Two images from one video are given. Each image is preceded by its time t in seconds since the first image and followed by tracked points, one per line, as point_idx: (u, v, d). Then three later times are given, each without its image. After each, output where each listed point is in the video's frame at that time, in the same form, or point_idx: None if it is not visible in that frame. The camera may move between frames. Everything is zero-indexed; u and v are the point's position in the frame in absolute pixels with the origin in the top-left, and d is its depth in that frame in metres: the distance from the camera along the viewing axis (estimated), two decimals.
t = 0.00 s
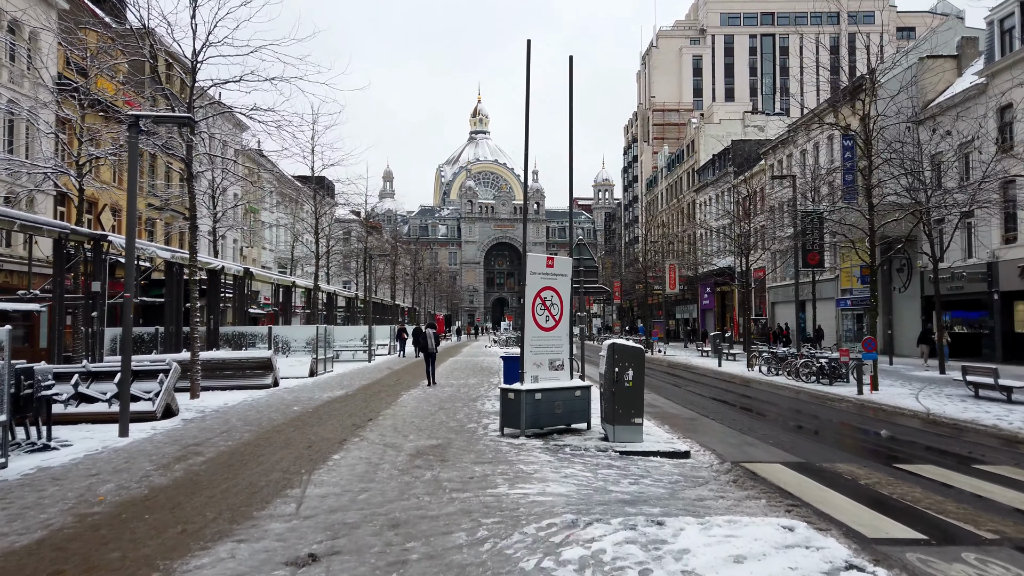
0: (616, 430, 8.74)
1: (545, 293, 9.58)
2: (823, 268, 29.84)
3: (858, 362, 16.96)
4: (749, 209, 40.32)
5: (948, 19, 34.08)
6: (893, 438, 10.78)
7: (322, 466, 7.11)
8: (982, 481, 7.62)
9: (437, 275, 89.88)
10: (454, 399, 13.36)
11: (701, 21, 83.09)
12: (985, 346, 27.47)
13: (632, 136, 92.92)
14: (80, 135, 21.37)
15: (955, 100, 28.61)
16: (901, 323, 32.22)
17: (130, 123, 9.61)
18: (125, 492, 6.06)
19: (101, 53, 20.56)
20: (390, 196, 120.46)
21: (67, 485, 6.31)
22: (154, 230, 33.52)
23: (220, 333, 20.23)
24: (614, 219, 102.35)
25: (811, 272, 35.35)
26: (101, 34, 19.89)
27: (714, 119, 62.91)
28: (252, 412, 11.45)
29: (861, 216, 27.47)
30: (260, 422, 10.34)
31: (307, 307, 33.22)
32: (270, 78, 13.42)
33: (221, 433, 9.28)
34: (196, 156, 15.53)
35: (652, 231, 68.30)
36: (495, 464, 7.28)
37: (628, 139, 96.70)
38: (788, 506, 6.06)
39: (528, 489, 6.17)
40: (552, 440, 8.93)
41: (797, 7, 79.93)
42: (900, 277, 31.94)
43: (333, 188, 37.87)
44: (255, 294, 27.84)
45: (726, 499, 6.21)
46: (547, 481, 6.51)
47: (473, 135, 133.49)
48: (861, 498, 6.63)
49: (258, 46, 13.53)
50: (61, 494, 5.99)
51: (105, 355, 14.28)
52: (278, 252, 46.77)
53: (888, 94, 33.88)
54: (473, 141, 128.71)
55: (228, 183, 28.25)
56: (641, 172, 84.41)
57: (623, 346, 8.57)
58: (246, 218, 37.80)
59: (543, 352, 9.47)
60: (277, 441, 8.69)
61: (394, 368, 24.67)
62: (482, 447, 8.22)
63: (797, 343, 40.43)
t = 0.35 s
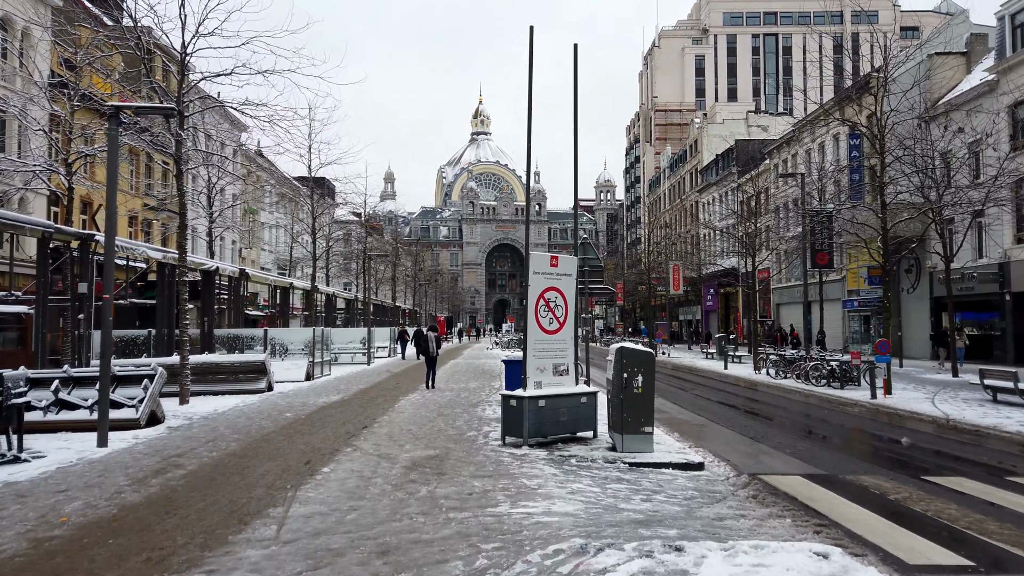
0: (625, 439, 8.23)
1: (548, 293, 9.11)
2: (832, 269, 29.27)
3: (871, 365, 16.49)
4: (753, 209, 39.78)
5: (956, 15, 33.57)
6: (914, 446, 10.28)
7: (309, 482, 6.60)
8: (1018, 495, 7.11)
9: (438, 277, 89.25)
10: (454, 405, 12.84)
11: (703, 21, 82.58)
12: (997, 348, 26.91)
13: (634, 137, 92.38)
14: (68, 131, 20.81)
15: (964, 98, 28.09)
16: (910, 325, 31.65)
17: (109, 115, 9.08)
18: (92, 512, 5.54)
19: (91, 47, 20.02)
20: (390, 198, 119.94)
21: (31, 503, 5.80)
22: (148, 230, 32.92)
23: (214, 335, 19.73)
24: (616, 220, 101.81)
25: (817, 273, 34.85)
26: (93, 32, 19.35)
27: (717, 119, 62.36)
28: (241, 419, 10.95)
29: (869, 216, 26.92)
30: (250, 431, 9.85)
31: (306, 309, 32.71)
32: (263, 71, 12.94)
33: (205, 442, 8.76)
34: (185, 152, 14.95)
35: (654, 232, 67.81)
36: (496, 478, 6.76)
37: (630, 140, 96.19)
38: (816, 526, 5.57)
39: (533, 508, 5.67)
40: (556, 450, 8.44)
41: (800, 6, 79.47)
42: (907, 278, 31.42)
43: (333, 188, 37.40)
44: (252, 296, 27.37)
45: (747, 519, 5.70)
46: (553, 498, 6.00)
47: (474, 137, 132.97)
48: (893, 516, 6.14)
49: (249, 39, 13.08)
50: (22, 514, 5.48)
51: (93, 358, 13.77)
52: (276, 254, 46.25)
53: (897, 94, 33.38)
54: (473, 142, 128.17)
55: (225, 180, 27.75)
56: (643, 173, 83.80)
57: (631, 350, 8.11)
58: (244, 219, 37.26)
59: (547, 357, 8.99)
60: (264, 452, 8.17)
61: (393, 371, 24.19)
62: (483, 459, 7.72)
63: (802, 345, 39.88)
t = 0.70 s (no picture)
0: (641, 443, 7.71)
1: (559, 289, 8.57)
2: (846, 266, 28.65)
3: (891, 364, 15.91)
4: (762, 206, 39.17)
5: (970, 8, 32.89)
6: (946, 451, 9.71)
7: (302, 493, 6.08)
8: None
9: (443, 276, 88.78)
10: (459, 406, 12.31)
11: (709, 18, 81.88)
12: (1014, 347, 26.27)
13: (640, 135, 91.75)
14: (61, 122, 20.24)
15: (979, 92, 27.43)
16: (922, 324, 31.09)
17: (93, 99, 8.71)
18: (61, 527, 5.04)
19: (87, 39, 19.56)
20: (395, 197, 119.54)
21: None
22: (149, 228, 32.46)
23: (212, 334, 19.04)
24: (622, 219, 101.18)
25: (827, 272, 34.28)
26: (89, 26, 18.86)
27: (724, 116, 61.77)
28: (237, 421, 10.46)
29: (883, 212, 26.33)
30: (244, 434, 9.35)
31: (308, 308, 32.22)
32: (259, 60, 12.45)
33: (195, 447, 8.26)
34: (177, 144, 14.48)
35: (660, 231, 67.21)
36: (505, 488, 6.26)
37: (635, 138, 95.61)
38: (858, 544, 5.03)
39: (546, 523, 5.15)
40: (568, 456, 7.92)
41: (808, 3, 78.74)
42: (921, 276, 30.79)
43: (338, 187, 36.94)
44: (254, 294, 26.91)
45: (782, 535, 5.18)
46: (568, 512, 5.47)
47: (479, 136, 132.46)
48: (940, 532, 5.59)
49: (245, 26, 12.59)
50: None
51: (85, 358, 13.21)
52: (279, 253, 45.81)
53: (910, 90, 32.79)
54: (478, 141, 127.66)
55: (227, 175, 27.28)
56: (649, 171, 83.16)
57: (648, 349, 7.59)
58: (247, 217, 36.78)
59: (558, 358, 8.51)
60: (257, 459, 7.66)
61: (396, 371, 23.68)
62: (490, 466, 7.20)
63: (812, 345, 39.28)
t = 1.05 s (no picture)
0: (650, 452, 7.23)
1: (562, 288, 8.12)
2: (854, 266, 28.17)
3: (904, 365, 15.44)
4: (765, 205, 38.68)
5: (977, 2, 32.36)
6: (970, 457, 9.22)
7: (283, 509, 5.58)
8: None
9: (442, 276, 88.32)
10: (457, 410, 11.82)
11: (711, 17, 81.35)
12: None
13: (641, 134, 91.26)
14: (49, 116, 19.59)
15: (988, 88, 26.91)
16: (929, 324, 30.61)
17: (67, 85, 8.21)
18: (13, 549, 4.55)
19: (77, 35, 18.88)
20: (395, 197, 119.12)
21: None
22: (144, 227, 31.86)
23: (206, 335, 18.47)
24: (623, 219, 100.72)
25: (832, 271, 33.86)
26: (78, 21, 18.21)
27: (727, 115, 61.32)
28: (224, 426, 9.97)
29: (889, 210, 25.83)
30: (229, 439, 8.86)
31: (305, 308, 31.76)
32: (250, 49, 11.94)
33: (176, 455, 7.77)
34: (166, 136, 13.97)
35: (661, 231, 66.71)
36: (505, 502, 5.76)
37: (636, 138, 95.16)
38: (896, 569, 4.55)
39: (551, 544, 4.65)
40: (572, 465, 7.43)
41: (810, 2, 78.24)
42: (927, 276, 30.40)
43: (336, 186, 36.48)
44: (250, 294, 26.46)
45: (811, 557, 4.68)
46: (575, 531, 4.97)
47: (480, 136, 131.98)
48: (981, 551, 5.12)
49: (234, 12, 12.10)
50: None
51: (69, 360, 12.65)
52: (277, 252, 45.32)
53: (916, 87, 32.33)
54: (479, 141, 127.20)
55: (223, 172, 26.80)
56: (650, 171, 82.70)
57: (657, 352, 7.15)
58: (244, 215, 36.29)
59: (560, 360, 8.04)
60: (240, 468, 7.16)
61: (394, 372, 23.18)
62: (489, 478, 6.70)
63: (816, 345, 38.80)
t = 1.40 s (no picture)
0: (658, 465, 6.72)
1: (563, 288, 7.61)
2: (862, 266, 27.67)
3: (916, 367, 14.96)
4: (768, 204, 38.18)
5: None
6: (994, 468, 8.72)
7: (255, 533, 5.05)
8: None
9: (442, 277, 87.79)
10: (452, 417, 11.27)
11: (712, 17, 80.83)
12: None
13: (642, 135, 90.78)
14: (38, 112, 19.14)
15: (996, 85, 26.39)
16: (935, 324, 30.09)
17: (32, 72, 7.67)
18: None
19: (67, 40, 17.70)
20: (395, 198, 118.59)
21: None
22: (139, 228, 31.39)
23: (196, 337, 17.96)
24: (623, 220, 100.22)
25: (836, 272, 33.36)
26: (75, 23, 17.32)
27: (728, 115, 60.74)
28: (206, 435, 9.46)
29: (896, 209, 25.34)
30: (209, 450, 8.34)
31: (301, 309, 31.15)
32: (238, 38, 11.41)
33: (148, 469, 7.24)
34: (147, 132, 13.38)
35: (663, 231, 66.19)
36: (501, 524, 5.24)
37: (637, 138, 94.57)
38: None
39: None
40: (573, 479, 6.92)
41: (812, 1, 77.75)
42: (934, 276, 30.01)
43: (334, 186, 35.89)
44: (243, 294, 25.94)
45: None
46: (578, 560, 4.46)
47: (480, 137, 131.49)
48: None
49: None
50: None
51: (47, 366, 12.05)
52: (274, 253, 44.84)
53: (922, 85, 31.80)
54: (479, 142, 126.71)
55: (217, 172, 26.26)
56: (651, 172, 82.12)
57: (667, 357, 6.66)
58: (240, 216, 35.70)
59: (561, 365, 7.54)
60: (215, 484, 6.63)
61: (391, 375, 22.69)
62: (484, 495, 6.18)
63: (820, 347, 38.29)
